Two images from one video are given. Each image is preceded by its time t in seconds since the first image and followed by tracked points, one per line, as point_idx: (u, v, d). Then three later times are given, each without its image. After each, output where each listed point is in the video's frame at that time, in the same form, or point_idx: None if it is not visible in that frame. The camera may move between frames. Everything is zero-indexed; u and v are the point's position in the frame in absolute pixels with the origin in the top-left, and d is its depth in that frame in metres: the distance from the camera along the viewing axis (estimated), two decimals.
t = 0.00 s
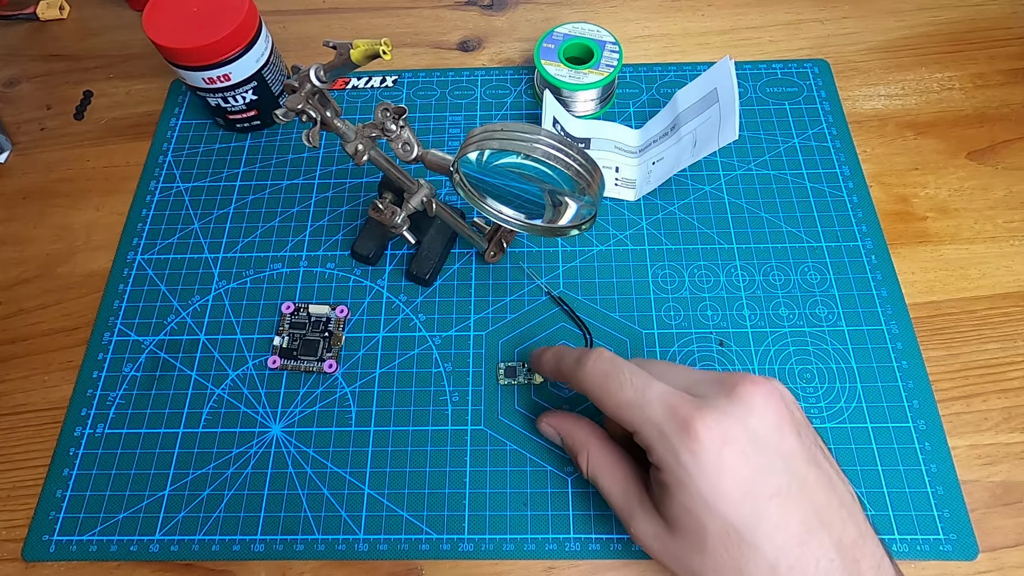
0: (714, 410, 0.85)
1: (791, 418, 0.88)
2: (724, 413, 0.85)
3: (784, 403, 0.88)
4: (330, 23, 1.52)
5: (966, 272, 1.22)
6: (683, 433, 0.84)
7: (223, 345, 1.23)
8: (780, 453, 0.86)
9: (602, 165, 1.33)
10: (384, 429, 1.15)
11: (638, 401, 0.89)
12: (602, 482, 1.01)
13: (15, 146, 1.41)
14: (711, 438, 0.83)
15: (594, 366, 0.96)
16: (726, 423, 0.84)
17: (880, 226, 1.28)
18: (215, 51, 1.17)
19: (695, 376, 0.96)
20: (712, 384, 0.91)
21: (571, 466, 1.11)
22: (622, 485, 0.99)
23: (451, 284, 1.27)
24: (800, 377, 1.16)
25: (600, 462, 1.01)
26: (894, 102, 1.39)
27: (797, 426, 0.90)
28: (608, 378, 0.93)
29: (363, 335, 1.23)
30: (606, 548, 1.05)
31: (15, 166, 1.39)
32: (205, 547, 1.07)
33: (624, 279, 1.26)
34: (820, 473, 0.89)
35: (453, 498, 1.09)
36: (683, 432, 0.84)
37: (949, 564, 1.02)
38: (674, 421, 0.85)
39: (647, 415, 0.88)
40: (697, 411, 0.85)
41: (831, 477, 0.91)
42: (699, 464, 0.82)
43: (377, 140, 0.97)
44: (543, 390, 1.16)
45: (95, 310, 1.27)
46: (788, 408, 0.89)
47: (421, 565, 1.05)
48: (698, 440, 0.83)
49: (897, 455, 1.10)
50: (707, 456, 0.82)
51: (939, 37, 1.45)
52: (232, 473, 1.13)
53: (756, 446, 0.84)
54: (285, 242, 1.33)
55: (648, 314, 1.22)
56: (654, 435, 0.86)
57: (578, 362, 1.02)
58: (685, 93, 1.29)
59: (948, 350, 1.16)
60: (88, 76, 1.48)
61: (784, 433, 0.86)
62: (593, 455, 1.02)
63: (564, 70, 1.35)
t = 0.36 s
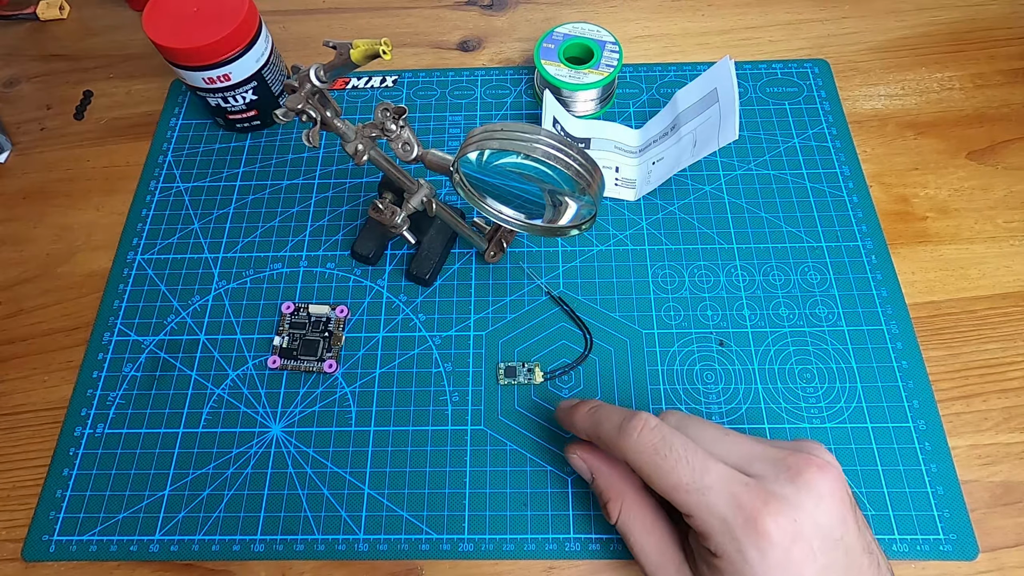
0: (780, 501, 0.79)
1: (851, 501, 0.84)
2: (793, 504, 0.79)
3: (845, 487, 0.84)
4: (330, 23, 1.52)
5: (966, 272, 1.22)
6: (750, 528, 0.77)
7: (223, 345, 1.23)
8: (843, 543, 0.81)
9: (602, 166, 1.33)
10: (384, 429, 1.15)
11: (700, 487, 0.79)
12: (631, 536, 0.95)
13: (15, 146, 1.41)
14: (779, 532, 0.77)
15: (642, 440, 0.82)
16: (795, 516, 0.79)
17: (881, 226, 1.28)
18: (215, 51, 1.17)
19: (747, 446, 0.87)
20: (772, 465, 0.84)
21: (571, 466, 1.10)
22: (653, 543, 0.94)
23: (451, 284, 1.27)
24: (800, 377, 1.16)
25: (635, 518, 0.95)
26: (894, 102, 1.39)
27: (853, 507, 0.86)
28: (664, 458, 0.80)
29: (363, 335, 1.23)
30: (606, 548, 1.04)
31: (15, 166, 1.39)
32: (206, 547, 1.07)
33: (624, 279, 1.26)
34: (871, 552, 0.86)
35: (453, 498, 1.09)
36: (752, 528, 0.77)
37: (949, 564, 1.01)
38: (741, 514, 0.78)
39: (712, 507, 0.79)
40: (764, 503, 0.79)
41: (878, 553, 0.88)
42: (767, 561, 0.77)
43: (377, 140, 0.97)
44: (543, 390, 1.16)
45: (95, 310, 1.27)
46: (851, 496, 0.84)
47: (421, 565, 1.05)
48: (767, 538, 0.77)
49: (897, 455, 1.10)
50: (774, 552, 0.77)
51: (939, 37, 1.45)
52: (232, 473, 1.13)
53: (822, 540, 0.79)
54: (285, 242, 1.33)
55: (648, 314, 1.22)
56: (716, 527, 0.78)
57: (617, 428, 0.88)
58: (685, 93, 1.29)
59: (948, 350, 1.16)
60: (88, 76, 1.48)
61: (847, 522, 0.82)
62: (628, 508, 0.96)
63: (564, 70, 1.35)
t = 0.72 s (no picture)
0: (815, 532, 0.77)
1: (886, 534, 0.81)
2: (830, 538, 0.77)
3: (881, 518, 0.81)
4: (330, 23, 1.52)
5: (966, 272, 1.22)
6: (784, 559, 0.76)
7: (223, 345, 1.23)
8: None
9: (603, 166, 1.33)
10: (384, 429, 1.15)
11: (732, 514, 0.78)
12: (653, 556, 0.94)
13: (15, 146, 1.41)
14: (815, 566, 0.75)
15: (671, 463, 0.81)
16: (831, 550, 0.76)
17: (881, 226, 1.28)
18: (215, 50, 1.17)
19: (779, 471, 0.85)
20: (804, 492, 0.82)
21: (571, 466, 1.11)
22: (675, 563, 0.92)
23: (451, 284, 1.27)
24: (800, 377, 1.16)
25: (657, 537, 0.94)
26: (894, 102, 1.39)
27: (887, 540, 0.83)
28: (690, 482, 0.79)
29: (362, 335, 1.23)
30: (607, 548, 1.04)
31: (14, 166, 1.39)
32: (206, 547, 1.07)
33: (624, 279, 1.26)
34: None
35: (453, 498, 1.09)
36: (787, 560, 0.75)
37: (949, 564, 1.01)
38: (774, 544, 0.76)
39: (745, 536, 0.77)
40: (798, 534, 0.77)
41: None
42: None
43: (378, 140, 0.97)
44: (543, 390, 1.16)
45: (95, 310, 1.27)
46: (885, 528, 0.81)
47: (421, 565, 1.05)
48: (800, 571, 0.75)
49: (897, 455, 1.10)
50: None
51: (939, 37, 1.45)
52: (232, 473, 1.13)
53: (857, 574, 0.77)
54: (285, 241, 1.33)
55: (648, 314, 1.22)
56: (748, 554, 0.77)
57: (646, 449, 0.87)
58: (685, 93, 1.29)
59: (948, 350, 1.16)
60: (88, 76, 1.48)
61: (882, 556, 0.79)
62: (650, 527, 0.94)
63: (564, 70, 1.35)
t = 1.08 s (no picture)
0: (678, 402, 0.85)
1: (762, 417, 0.87)
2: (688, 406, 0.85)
3: (754, 400, 0.88)
4: (330, 23, 1.52)
5: (966, 272, 1.22)
6: (643, 425, 0.85)
7: (223, 345, 1.23)
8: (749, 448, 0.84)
9: (602, 166, 1.33)
10: (384, 429, 1.15)
11: (611, 399, 0.92)
12: (589, 490, 0.99)
13: (15, 146, 1.41)
14: (671, 426, 0.82)
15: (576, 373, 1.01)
16: (690, 415, 0.83)
17: (881, 227, 1.28)
18: (215, 50, 1.17)
19: (675, 380, 0.98)
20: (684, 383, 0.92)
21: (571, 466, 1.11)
22: (606, 489, 0.97)
23: (451, 284, 1.27)
24: (800, 377, 1.16)
25: (586, 472, 1.00)
26: (894, 102, 1.39)
27: (771, 426, 0.89)
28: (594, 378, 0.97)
29: (362, 335, 1.23)
30: (606, 548, 1.04)
31: (14, 166, 1.39)
32: (205, 547, 1.07)
33: (624, 279, 1.26)
34: (794, 473, 0.87)
35: (453, 498, 1.09)
36: (644, 424, 0.84)
37: (949, 564, 1.01)
38: (639, 414, 0.86)
39: (617, 413, 0.90)
40: (660, 403, 0.85)
41: (809, 480, 0.89)
42: (661, 455, 0.82)
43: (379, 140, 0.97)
44: (543, 390, 1.17)
45: (95, 310, 1.27)
46: (758, 408, 0.87)
47: (421, 565, 1.05)
48: (657, 432, 0.83)
49: (897, 455, 1.10)
50: (667, 448, 0.82)
51: (939, 37, 1.45)
52: (232, 473, 1.13)
53: (719, 441, 0.83)
54: (285, 241, 1.33)
55: (648, 314, 1.22)
56: (620, 427, 0.88)
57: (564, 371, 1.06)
58: (685, 93, 1.29)
59: (948, 350, 1.16)
60: (88, 76, 1.48)
61: (751, 429, 0.85)
62: (580, 465, 1.01)
63: (564, 70, 1.35)
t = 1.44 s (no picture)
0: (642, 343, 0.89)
1: (720, 360, 0.91)
2: (654, 345, 0.89)
3: (714, 346, 0.92)
4: (330, 23, 1.52)
5: (966, 272, 1.22)
6: (610, 361, 0.88)
7: (223, 345, 1.23)
8: (707, 387, 0.88)
9: (602, 165, 1.33)
10: (384, 429, 1.15)
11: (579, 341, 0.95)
12: (551, 457, 1.01)
13: (15, 146, 1.41)
14: (637, 362, 0.86)
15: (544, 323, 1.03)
16: (653, 353, 0.87)
17: (881, 227, 1.28)
18: (215, 50, 1.17)
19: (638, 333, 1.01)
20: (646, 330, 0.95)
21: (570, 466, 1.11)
22: (565, 453, 0.99)
23: (451, 284, 1.27)
24: (800, 377, 1.16)
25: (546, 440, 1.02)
26: (894, 102, 1.39)
27: (728, 372, 0.93)
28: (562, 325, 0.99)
29: (363, 335, 1.23)
30: (606, 548, 1.04)
31: (14, 166, 1.39)
32: (205, 547, 1.07)
33: (624, 279, 1.26)
34: (750, 417, 0.91)
35: (453, 498, 1.09)
36: (610, 361, 0.87)
37: (949, 564, 1.01)
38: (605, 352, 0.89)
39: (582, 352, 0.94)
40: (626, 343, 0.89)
41: (762, 425, 0.93)
42: (624, 386, 0.85)
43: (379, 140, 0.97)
44: (542, 390, 1.17)
45: (95, 310, 1.27)
46: (718, 353, 0.92)
47: (421, 565, 1.05)
48: (622, 368, 0.86)
49: (897, 455, 1.10)
50: (630, 381, 0.85)
51: (939, 37, 1.45)
52: (232, 473, 1.13)
53: (680, 378, 0.87)
54: (285, 241, 1.33)
55: (648, 314, 1.22)
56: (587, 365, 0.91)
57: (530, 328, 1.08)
58: (685, 92, 1.29)
59: (948, 350, 1.16)
60: (88, 76, 1.48)
61: (711, 371, 0.89)
62: (541, 434, 1.03)
63: (564, 70, 1.35)
